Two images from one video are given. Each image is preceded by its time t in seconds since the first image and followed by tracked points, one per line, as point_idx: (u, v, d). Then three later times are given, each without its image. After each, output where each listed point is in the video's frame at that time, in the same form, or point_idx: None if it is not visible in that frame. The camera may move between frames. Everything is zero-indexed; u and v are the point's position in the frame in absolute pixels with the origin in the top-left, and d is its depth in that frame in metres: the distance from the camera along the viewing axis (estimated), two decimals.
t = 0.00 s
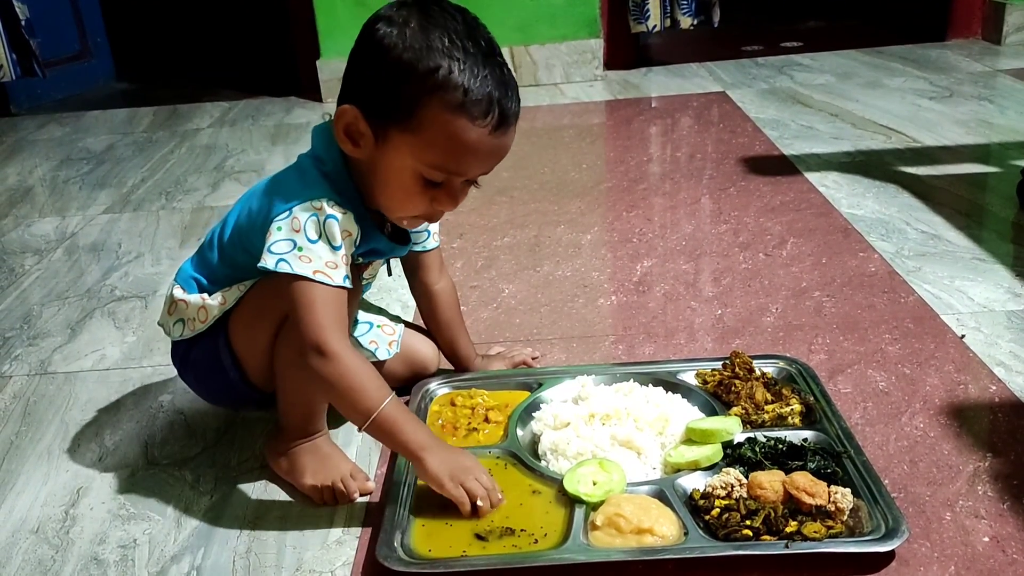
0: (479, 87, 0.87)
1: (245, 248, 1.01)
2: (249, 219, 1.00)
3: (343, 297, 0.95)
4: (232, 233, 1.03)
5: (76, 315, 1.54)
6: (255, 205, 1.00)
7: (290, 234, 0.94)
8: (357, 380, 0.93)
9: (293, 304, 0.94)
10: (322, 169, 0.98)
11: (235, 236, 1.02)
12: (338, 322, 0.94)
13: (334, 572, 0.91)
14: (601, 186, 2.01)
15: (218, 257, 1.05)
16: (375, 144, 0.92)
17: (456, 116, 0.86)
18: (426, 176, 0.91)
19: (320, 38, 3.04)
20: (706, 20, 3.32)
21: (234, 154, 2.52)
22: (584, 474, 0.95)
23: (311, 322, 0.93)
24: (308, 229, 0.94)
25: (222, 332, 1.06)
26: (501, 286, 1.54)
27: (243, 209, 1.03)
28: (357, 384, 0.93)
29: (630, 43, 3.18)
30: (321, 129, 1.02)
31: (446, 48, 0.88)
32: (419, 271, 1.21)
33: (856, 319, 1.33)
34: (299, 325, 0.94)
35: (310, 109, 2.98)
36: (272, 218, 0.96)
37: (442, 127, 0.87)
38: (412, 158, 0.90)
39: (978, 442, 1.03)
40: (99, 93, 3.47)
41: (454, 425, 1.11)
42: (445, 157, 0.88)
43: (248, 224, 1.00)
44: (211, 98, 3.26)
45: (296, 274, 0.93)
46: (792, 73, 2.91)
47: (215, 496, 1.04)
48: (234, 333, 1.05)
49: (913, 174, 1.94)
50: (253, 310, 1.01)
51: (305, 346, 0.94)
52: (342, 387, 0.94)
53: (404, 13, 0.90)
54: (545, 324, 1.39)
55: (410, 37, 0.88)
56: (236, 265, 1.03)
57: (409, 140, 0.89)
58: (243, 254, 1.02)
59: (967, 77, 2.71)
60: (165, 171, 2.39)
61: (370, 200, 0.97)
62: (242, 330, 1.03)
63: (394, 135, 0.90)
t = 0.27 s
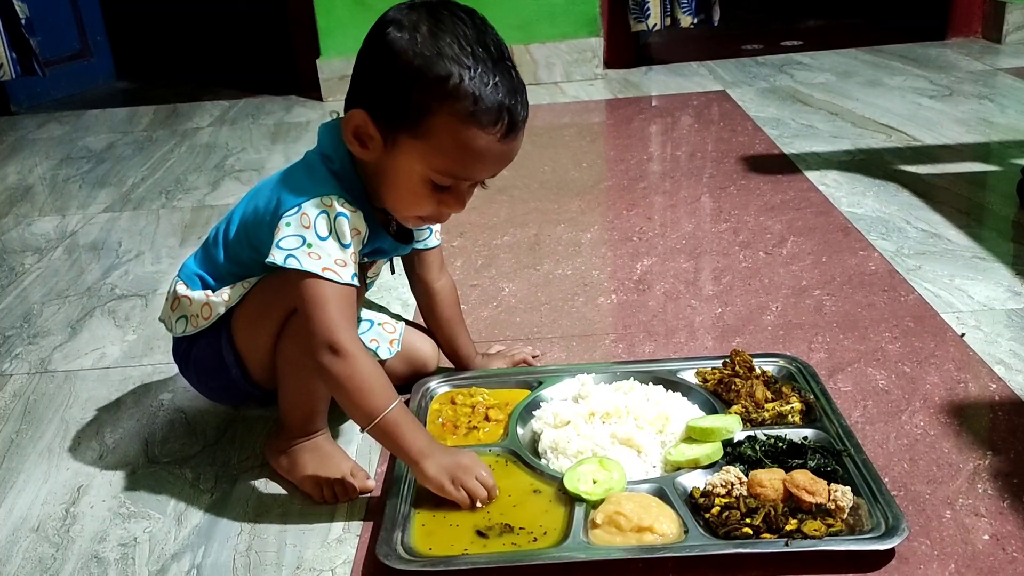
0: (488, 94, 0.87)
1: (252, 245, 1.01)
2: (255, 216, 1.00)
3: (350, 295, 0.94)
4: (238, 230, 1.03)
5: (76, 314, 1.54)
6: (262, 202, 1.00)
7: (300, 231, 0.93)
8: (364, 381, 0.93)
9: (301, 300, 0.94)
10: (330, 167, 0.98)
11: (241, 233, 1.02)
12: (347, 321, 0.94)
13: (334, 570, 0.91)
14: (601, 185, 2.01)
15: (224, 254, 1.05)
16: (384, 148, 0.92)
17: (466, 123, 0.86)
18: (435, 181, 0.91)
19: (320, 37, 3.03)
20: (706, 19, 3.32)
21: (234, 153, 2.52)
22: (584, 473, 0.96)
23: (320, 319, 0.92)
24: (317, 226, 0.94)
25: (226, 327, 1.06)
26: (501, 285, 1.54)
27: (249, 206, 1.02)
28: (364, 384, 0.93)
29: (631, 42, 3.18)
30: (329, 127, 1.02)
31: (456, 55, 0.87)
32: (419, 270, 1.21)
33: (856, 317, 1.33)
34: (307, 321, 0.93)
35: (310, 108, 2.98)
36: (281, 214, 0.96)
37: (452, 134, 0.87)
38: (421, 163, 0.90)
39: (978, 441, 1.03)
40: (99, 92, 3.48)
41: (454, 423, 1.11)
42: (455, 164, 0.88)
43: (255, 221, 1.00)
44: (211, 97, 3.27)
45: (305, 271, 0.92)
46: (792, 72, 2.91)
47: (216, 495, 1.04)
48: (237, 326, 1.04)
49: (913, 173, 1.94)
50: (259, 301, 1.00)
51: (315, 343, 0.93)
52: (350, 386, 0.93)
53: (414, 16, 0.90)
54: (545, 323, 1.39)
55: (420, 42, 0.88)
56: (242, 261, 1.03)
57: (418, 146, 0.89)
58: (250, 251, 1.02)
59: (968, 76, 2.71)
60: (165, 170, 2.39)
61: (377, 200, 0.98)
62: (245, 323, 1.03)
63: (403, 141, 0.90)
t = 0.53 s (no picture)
0: (499, 98, 0.87)
1: (257, 242, 1.01)
2: (261, 212, 1.00)
3: (356, 292, 0.94)
4: (243, 226, 1.03)
5: (76, 312, 1.54)
6: (267, 198, 1.00)
7: (307, 227, 0.93)
8: (369, 378, 0.92)
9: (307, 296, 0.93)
10: (337, 164, 0.98)
11: (246, 230, 1.02)
12: (353, 317, 0.93)
13: (336, 567, 0.91)
14: (602, 183, 2.01)
15: (228, 251, 1.05)
16: (393, 149, 0.92)
17: (477, 127, 0.87)
18: (443, 181, 0.92)
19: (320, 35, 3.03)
20: (707, 17, 3.32)
21: (235, 151, 2.52)
22: (585, 471, 0.95)
23: (326, 315, 0.92)
24: (325, 222, 0.94)
25: (229, 322, 1.05)
26: (502, 283, 1.54)
27: (254, 202, 1.03)
28: (369, 381, 0.92)
29: (631, 40, 3.18)
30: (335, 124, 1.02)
31: (467, 59, 0.87)
32: (420, 267, 1.21)
33: (858, 316, 1.33)
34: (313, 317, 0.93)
35: (311, 107, 2.98)
36: (287, 210, 0.96)
37: (463, 137, 0.87)
38: (430, 165, 0.91)
39: (979, 439, 1.03)
40: (100, 90, 3.47)
41: (456, 421, 1.11)
42: (464, 165, 0.89)
43: (260, 218, 1.00)
44: (211, 95, 3.26)
45: (312, 266, 0.92)
46: (793, 70, 2.91)
47: (217, 493, 1.04)
48: (241, 320, 1.04)
49: (914, 171, 1.94)
50: (265, 295, 1.00)
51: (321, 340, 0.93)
52: (354, 384, 0.92)
53: (424, 18, 0.90)
54: (546, 321, 1.39)
55: (431, 45, 0.88)
56: (246, 259, 1.03)
57: (428, 148, 0.89)
58: (254, 248, 1.02)
59: (969, 74, 2.70)
60: (165, 168, 2.39)
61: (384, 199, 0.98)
62: (250, 318, 1.03)
63: (413, 143, 0.90)
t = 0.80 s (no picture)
0: (506, 100, 0.87)
1: (257, 240, 1.01)
2: (263, 210, 1.00)
3: (356, 290, 0.94)
4: (244, 224, 1.03)
5: (77, 309, 1.55)
6: (269, 196, 1.00)
7: (308, 224, 0.94)
8: (369, 375, 0.92)
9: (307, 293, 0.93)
10: (339, 162, 0.99)
11: (247, 228, 1.02)
12: (353, 314, 0.93)
13: (336, 565, 0.91)
14: (602, 181, 2.01)
15: (229, 250, 1.05)
16: (398, 149, 0.92)
17: (484, 129, 0.87)
18: (448, 182, 0.92)
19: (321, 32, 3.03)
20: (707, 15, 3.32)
21: (235, 149, 2.52)
22: (585, 468, 0.96)
23: (325, 312, 0.92)
24: (326, 219, 0.94)
25: (229, 319, 1.05)
26: (503, 281, 1.54)
27: (255, 200, 1.03)
28: (369, 379, 0.92)
29: (632, 38, 3.18)
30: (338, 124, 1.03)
31: (475, 62, 0.87)
32: (419, 265, 1.21)
33: (858, 314, 1.33)
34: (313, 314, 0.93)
35: (311, 105, 2.98)
36: (289, 207, 0.96)
37: (469, 139, 0.87)
38: (435, 166, 0.91)
39: (980, 437, 1.03)
40: (100, 88, 3.47)
41: (456, 419, 1.11)
42: (470, 167, 0.89)
43: (261, 215, 1.00)
44: (212, 93, 3.26)
45: (313, 263, 0.92)
46: (794, 68, 2.90)
47: (217, 490, 1.04)
48: (242, 318, 1.04)
49: (915, 169, 1.94)
50: (265, 293, 1.00)
51: (320, 337, 0.93)
52: (354, 381, 0.92)
53: (432, 20, 0.90)
54: (547, 319, 1.39)
55: (439, 47, 0.88)
56: (246, 256, 1.03)
57: (434, 149, 0.89)
58: (255, 245, 1.02)
59: (970, 72, 2.70)
60: (165, 166, 2.39)
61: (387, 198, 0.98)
62: (250, 315, 1.03)
63: (418, 144, 0.90)
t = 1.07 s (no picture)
0: (510, 101, 0.87)
1: (259, 238, 1.01)
2: (264, 209, 1.00)
3: (356, 290, 0.94)
4: (246, 222, 1.03)
5: (77, 307, 1.54)
6: (270, 195, 1.00)
7: (310, 223, 0.93)
8: (369, 374, 0.92)
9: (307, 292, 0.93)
10: (341, 161, 0.98)
11: (248, 226, 1.02)
12: (353, 313, 0.93)
13: (337, 562, 0.91)
14: (603, 180, 2.01)
15: (230, 248, 1.05)
16: (402, 149, 0.92)
17: (488, 129, 0.87)
18: (451, 182, 0.92)
19: (321, 30, 3.03)
20: (708, 14, 3.32)
21: (235, 147, 2.52)
22: (585, 466, 0.96)
23: (325, 312, 0.92)
24: (328, 218, 0.94)
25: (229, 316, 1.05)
26: (503, 279, 1.54)
27: (256, 199, 1.03)
28: (370, 378, 0.92)
29: (633, 37, 3.18)
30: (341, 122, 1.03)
31: (479, 62, 0.87)
32: (419, 264, 1.21)
33: (859, 312, 1.33)
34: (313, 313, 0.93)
35: (311, 103, 2.98)
36: (291, 206, 0.96)
37: (473, 140, 0.87)
38: (439, 166, 0.91)
39: (980, 435, 1.03)
40: (101, 86, 3.47)
41: (457, 417, 1.11)
42: (474, 167, 0.89)
43: (263, 214, 1.00)
44: (212, 91, 3.26)
45: (314, 262, 0.92)
46: (795, 67, 2.90)
47: (217, 488, 1.04)
48: (242, 316, 1.04)
49: (915, 168, 1.94)
50: (265, 290, 1.00)
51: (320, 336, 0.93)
52: (354, 380, 0.92)
53: (437, 19, 0.89)
54: (547, 317, 1.39)
55: (444, 47, 0.88)
56: (247, 254, 1.03)
57: (438, 149, 0.89)
58: (255, 243, 1.02)
59: (970, 71, 2.70)
60: (165, 164, 2.39)
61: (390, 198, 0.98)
62: (251, 313, 1.02)
63: (422, 144, 0.90)
